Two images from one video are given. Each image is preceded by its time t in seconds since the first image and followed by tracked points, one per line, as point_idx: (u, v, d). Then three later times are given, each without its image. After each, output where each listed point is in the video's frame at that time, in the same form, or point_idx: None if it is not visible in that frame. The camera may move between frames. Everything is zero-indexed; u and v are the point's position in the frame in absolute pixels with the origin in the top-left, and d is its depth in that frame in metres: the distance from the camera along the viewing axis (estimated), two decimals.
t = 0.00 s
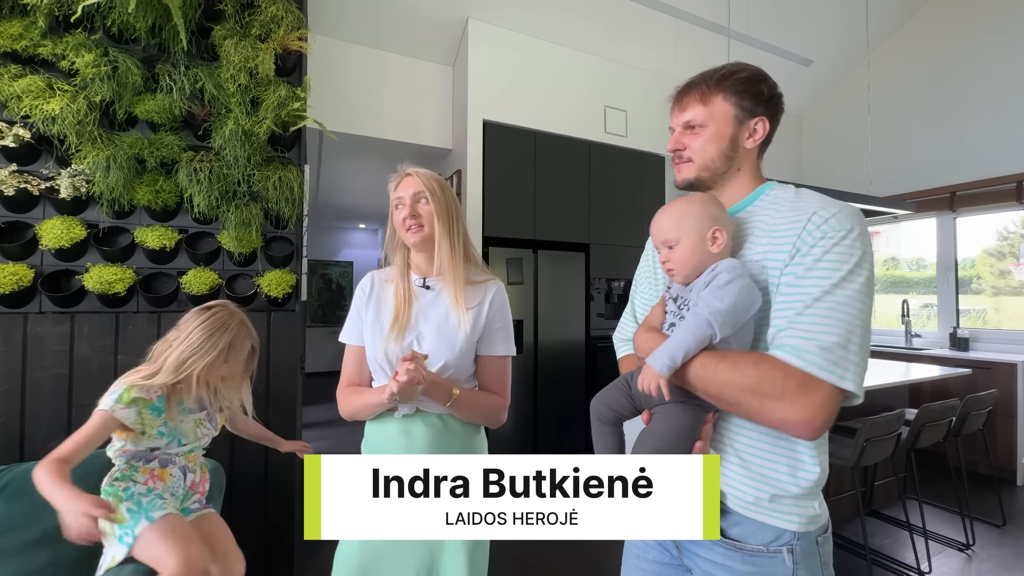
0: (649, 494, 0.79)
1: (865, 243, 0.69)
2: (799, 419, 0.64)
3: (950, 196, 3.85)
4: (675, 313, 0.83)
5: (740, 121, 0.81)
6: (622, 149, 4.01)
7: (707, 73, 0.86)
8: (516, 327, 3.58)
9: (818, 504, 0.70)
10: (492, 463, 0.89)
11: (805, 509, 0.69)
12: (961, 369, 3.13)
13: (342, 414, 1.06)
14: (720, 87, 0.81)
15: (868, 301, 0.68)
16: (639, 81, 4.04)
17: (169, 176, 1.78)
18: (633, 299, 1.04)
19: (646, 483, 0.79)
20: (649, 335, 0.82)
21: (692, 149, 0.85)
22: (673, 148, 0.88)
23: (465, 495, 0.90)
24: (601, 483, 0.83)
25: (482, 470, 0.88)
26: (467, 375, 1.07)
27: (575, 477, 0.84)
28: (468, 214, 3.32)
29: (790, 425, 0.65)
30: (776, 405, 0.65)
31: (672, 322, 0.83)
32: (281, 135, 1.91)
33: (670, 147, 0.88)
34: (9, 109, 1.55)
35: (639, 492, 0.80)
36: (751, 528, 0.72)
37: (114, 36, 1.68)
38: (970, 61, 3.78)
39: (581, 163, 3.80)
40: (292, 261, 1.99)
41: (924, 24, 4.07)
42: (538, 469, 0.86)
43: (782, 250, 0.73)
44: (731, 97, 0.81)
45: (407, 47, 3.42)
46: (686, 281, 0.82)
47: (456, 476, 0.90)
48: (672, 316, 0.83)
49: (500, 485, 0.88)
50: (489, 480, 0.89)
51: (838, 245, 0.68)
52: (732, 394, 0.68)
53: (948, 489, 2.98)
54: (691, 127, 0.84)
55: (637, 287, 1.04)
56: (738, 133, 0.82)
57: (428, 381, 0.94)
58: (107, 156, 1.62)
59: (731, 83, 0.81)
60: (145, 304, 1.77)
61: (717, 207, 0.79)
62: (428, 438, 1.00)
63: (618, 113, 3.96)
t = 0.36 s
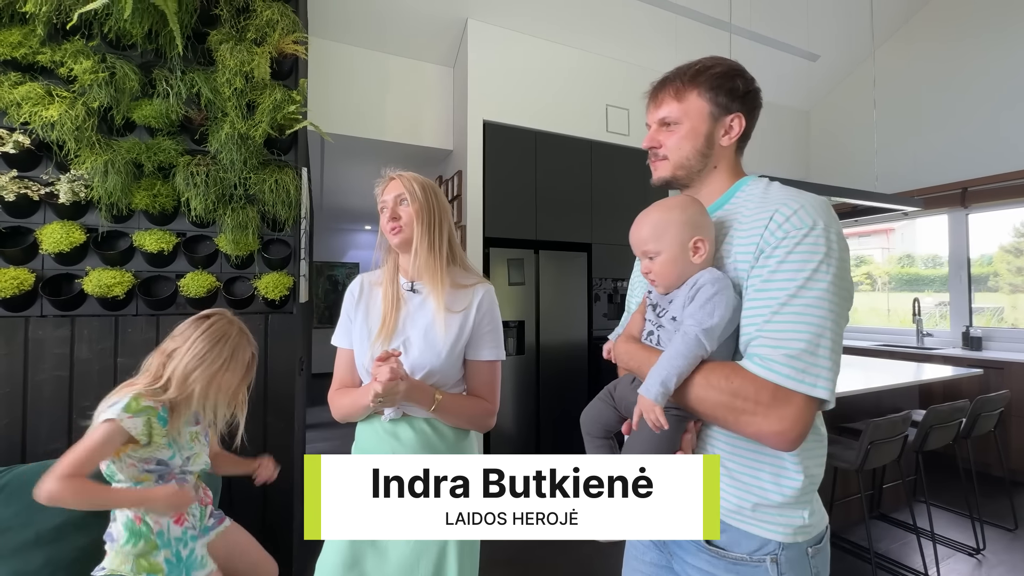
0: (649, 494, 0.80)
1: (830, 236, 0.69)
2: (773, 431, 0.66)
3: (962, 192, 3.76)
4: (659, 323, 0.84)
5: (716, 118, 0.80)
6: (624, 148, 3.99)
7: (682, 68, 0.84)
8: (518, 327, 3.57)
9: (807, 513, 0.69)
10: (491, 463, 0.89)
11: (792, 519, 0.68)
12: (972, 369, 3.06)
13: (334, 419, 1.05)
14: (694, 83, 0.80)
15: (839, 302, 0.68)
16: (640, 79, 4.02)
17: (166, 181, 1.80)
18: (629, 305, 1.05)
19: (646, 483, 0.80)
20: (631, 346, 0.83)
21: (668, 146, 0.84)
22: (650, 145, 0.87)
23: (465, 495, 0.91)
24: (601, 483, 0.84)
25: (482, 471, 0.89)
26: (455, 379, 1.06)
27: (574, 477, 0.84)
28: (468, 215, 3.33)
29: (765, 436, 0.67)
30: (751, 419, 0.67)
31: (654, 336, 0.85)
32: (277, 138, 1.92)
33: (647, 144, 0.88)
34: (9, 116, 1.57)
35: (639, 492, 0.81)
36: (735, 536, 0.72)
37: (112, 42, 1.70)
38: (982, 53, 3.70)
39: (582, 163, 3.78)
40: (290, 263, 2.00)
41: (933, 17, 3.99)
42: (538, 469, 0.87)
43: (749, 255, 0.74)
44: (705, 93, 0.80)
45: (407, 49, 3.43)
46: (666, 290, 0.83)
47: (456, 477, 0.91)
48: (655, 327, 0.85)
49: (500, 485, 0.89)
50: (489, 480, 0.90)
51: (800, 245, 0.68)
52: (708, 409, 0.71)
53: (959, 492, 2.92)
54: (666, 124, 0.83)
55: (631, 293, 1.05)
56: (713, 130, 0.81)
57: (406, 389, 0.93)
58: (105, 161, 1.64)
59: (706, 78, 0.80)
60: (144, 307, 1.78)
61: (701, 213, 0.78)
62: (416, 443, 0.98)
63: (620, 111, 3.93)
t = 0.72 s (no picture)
0: (649, 497, 0.76)
1: (837, 249, 0.69)
2: (774, 431, 0.65)
3: (991, 186, 3.60)
4: (659, 325, 0.81)
5: (718, 129, 0.78)
6: (635, 146, 3.94)
7: (684, 80, 0.82)
8: (528, 328, 3.56)
9: (786, 517, 0.72)
10: (492, 465, 0.83)
11: (772, 524, 0.71)
12: (1002, 371, 2.93)
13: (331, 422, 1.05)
14: (697, 96, 0.79)
15: (843, 312, 0.68)
16: (652, 76, 3.98)
17: (178, 187, 1.84)
18: (617, 304, 1.03)
19: (646, 486, 0.76)
20: (627, 341, 0.80)
21: (672, 159, 0.82)
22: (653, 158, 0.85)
23: (465, 497, 0.84)
24: (601, 486, 0.78)
25: (481, 473, 0.82)
26: (455, 383, 1.06)
27: (574, 480, 0.79)
28: (478, 216, 3.34)
29: (766, 436, 0.66)
30: (753, 418, 0.66)
31: (650, 331, 0.83)
32: (285, 144, 1.97)
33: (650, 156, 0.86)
34: (30, 127, 1.64)
35: (639, 496, 0.77)
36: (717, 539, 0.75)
37: (126, 53, 1.76)
38: (1013, 41, 3.53)
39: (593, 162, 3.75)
40: (299, 266, 2.03)
41: (959, 4, 3.83)
42: (537, 470, 0.81)
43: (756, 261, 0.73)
44: (709, 107, 0.78)
45: (416, 52, 3.47)
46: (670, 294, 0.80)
47: (456, 479, 0.83)
48: (655, 328, 0.82)
49: (499, 487, 0.83)
50: (489, 482, 0.83)
51: (811, 254, 0.67)
52: (710, 407, 0.69)
53: (988, 498, 2.80)
54: (669, 137, 0.82)
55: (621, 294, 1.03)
56: (716, 141, 0.79)
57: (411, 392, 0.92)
58: (120, 169, 1.70)
59: (708, 91, 0.78)
60: (158, 310, 1.83)
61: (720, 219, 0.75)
62: (415, 446, 0.97)
63: (630, 109, 3.89)
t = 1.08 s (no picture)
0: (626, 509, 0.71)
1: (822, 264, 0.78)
2: (785, 433, 0.74)
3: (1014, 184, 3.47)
4: (675, 330, 0.81)
5: (709, 142, 0.79)
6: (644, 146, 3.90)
7: (678, 92, 0.81)
8: (535, 330, 3.55)
9: (763, 491, 0.80)
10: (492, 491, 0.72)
11: (753, 496, 0.80)
12: None
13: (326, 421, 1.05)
14: (692, 108, 0.78)
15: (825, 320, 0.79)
16: (660, 76, 3.95)
17: (187, 192, 1.88)
18: (599, 296, 1.05)
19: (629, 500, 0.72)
20: (646, 341, 0.77)
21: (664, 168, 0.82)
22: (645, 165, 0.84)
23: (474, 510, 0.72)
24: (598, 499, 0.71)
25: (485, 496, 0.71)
26: (446, 387, 1.05)
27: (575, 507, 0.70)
28: (485, 219, 3.34)
29: (776, 437, 0.74)
30: (769, 422, 0.74)
31: (668, 337, 0.82)
32: (290, 148, 2.00)
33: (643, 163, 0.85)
34: (45, 135, 1.69)
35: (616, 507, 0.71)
36: (706, 515, 0.80)
37: (138, 63, 1.81)
38: None
39: (600, 163, 3.73)
40: (304, 269, 2.06)
41: None
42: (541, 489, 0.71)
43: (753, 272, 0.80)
44: (701, 118, 0.78)
45: (423, 57, 3.50)
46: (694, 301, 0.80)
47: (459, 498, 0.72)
48: (671, 331, 0.81)
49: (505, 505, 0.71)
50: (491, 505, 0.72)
51: (811, 272, 0.75)
52: (734, 412, 0.73)
53: (1012, 508, 2.70)
54: (662, 145, 0.80)
55: (603, 286, 1.05)
56: (706, 153, 0.79)
57: (389, 394, 0.91)
58: (130, 175, 1.74)
59: (702, 104, 0.78)
60: (168, 312, 1.87)
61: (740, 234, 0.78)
62: (407, 449, 0.96)
63: (639, 110, 3.85)
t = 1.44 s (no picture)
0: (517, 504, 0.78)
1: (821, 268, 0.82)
2: (831, 439, 0.78)
3: None
4: (702, 356, 0.83)
5: (700, 156, 0.85)
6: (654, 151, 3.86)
7: (662, 111, 0.87)
8: (544, 337, 3.53)
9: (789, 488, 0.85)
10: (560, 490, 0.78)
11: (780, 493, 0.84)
12: None
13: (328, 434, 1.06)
14: (678, 127, 0.83)
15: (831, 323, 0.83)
16: (670, 81, 3.92)
17: (197, 201, 1.91)
18: (599, 310, 1.11)
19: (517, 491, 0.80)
20: (682, 374, 0.79)
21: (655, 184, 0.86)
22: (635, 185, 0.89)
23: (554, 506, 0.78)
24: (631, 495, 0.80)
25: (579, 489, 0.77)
26: (436, 396, 1.03)
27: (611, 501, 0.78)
28: (493, 225, 3.33)
29: (823, 444, 0.78)
30: (817, 432, 0.77)
31: (699, 365, 0.84)
32: (297, 157, 2.02)
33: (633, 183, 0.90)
34: (61, 146, 1.74)
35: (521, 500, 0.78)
36: (740, 513, 0.84)
37: (151, 75, 1.85)
38: None
39: (610, 168, 3.70)
40: (311, 276, 2.07)
41: None
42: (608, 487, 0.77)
43: (760, 290, 0.84)
44: (687, 136, 0.83)
45: (432, 65, 3.53)
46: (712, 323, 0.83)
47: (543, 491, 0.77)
48: (699, 359, 0.83)
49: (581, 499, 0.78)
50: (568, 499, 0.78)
51: (813, 287, 0.79)
52: (781, 429, 0.77)
53: None
54: (651, 164, 0.85)
55: (601, 299, 1.11)
56: (694, 169, 0.85)
57: (367, 400, 0.88)
58: (142, 184, 1.77)
59: (687, 123, 0.83)
60: (177, 318, 1.89)
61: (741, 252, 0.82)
62: (394, 457, 0.95)
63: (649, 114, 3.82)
